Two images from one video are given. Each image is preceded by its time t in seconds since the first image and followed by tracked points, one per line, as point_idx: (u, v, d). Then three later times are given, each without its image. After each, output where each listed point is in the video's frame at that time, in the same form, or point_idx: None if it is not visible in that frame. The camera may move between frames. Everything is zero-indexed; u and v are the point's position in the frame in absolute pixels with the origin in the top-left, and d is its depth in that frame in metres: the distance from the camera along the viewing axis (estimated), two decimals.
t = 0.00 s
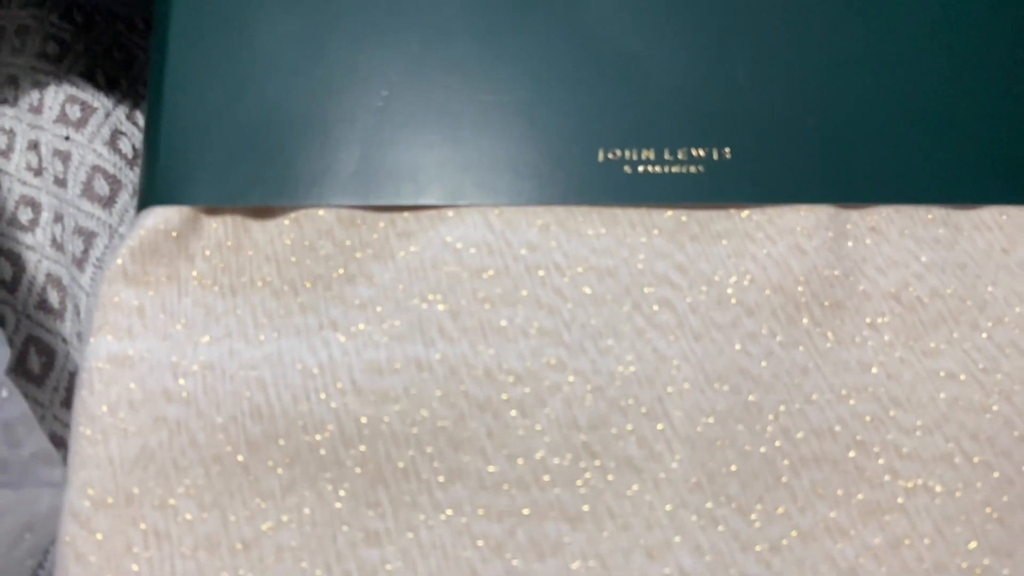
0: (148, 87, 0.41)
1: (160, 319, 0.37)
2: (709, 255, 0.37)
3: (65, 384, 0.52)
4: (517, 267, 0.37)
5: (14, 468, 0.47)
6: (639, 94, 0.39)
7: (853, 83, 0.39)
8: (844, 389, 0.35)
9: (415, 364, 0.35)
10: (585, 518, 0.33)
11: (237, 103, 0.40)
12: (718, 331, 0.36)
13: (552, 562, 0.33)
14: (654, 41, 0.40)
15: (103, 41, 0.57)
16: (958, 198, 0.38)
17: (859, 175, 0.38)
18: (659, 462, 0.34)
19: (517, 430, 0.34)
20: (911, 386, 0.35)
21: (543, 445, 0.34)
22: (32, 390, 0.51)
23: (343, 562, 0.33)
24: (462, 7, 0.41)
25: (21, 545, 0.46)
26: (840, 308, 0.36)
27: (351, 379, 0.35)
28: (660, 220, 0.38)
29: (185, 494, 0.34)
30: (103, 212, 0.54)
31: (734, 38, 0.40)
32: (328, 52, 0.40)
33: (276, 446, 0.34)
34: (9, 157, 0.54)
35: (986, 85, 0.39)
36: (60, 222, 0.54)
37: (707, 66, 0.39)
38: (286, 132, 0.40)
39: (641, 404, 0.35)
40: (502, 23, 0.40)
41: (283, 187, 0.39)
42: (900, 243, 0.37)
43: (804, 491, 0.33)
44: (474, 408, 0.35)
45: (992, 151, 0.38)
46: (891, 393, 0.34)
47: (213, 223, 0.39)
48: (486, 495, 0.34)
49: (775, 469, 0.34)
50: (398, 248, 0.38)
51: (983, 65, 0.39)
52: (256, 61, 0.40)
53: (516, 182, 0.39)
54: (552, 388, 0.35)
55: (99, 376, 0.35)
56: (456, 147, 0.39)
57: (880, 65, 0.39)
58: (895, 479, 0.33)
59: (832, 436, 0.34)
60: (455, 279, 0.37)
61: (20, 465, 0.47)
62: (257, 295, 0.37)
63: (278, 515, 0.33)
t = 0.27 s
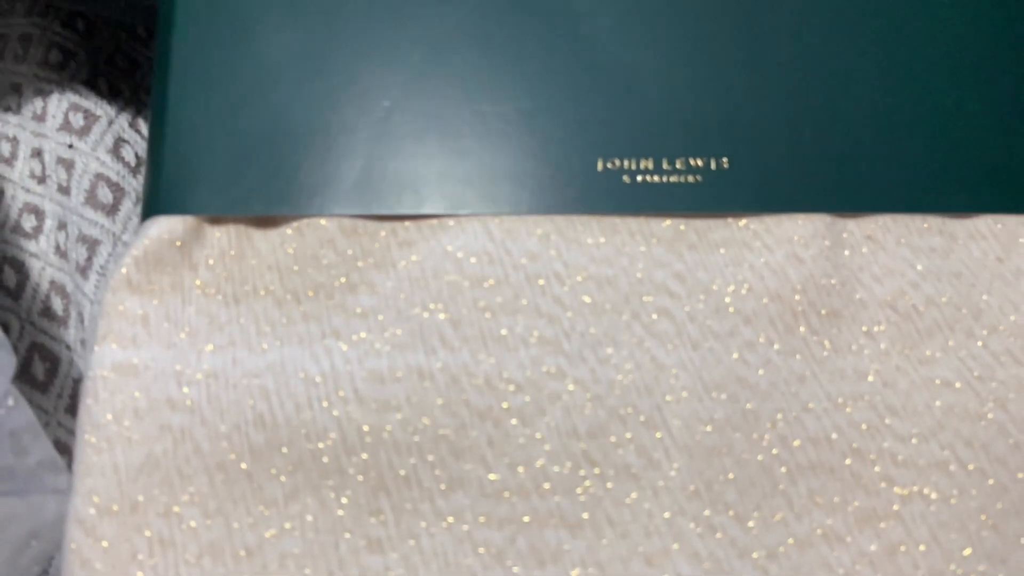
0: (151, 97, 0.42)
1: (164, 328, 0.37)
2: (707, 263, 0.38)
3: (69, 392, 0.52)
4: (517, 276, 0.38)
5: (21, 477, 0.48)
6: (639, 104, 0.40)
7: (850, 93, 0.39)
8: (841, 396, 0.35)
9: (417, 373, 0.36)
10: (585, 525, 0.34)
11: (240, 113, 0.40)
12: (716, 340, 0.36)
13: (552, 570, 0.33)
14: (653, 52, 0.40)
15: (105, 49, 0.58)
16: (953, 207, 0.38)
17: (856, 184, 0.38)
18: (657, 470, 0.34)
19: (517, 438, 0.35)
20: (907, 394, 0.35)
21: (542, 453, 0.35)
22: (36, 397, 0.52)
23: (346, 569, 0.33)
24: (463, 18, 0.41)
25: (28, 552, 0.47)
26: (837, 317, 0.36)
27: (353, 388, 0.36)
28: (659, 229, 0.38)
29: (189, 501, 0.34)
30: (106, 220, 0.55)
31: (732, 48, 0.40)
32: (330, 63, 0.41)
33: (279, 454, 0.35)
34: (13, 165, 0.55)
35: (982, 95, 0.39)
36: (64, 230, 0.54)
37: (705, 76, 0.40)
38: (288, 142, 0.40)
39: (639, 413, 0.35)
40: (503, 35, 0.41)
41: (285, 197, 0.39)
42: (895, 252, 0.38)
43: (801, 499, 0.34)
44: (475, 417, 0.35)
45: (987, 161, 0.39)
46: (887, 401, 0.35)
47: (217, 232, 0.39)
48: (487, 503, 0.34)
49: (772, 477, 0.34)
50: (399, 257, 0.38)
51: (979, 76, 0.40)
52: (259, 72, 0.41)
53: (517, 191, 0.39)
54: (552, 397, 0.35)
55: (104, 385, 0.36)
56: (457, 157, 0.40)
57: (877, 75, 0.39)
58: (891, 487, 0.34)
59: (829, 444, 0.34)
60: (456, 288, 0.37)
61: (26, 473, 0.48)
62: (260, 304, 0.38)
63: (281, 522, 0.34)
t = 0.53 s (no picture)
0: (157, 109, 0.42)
1: (169, 338, 0.38)
2: (705, 273, 0.38)
3: (75, 400, 0.53)
4: (517, 287, 0.38)
5: (29, 485, 0.48)
6: (637, 116, 0.40)
7: (845, 104, 0.40)
8: (837, 406, 0.35)
9: (419, 383, 0.36)
10: (584, 534, 0.34)
11: (244, 125, 0.41)
12: (713, 350, 0.36)
13: None
14: (652, 64, 0.41)
15: (109, 56, 0.59)
16: (948, 218, 0.39)
17: (852, 195, 0.39)
18: (656, 479, 0.35)
19: (518, 448, 0.35)
20: (902, 403, 0.35)
21: (543, 463, 0.35)
22: (42, 405, 0.53)
23: None
24: (463, 31, 0.42)
25: (35, 558, 0.48)
26: (834, 326, 0.37)
27: (356, 398, 0.36)
28: (657, 239, 0.39)
29: (194, 510, 0.35)
30: (111, 228, 0.56)
31: (730, 60, 0.40)
32: (332, 75, 0.41)
33: (284, 463, 0.35)
34: (18, 174, 0.55)
35: (978, 106, 0.40)
36: (69, 238, 0.55)
37: (703, 88, 0.40)
38: (291, 154, 0.41)
39: (638, 423, 0.35)
40: (503, 47, 0.41)
41: (289, 208, 0.40)
42: (891, 262, 0.38)
43: (798, 508, 0.34)
44: (476, 426, 0.36)
45: (982, 172, 0.39)
46: (883, 410, 0.35)
47: (221, 243, 0.40)
48: (488, 512, 0.34)
49: (769, 486, 0.34)
50: (401, 267, 0.39)
51: (975, 87, 0.40)
52: (262, 84, 0.41)
53: (517, 202, 0.40)
54: (553, 407, 0.36)
55: (110, 395, 0.36)
56: (458, 168, 0.40)
57: (873, 87, 0.40)
58: (886, 495, 0.34)
59: (825, 453, 0.35)
60: (457, 298, 0.38)
61: (34, 482, 0.48)
62: (264, 314, 0.38)
63: (286, 530, 0.34)
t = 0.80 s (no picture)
0: (163, 123, 0.43)
1: (174, 351, 0.38)
2: (704, 287, 0.39)
3: (79, 410, 0.54)
4: (518, 300, 0.38)
5: (39, 498, 0.53)
6: (636, 130, 0.41)
7: (842, 120, 0.40)
8: (834, 419, 0.36)
9: (421, 397, 0.37)
10: (585, 546, 0.35)
11: (249, 140, 0.41)
12: (712, 363, 0.37)
13: None
14: (651, 79, 0.41)
15: (114, 69, 0.59)
16: (944, 232, 0.39)
17: (848, 210, 0.39)
18: (655, 492, 0.35)
19: (518, 461, 0.36)
20: (898, 416, 0.36)
21: (543, 475, 0.36)
22: (49, 416, 0.54)
23: None
24: (465, 46, 0.42)
25: (44, 570, 0.52)
26: (830, 340, 0.37)
27: (358, 411, 0.37)
28: (656, 253, 0.39)
29: (200, 522, 0.35)
30: (116, 240, 0.56)
31: (728, 76, 0.41)
32: (336, 91, 0.42)
33: (287, 476, 0.36)
34: (23, 186, 0.56)
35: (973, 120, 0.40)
36: (74, 250, 0.55)
37: (701, 104, 0.41)
38: (295, 169, 0.41)
39: (637, 436, 0.36)
40: (503, 62, 0.42)
41: (292, 223, 0.40)
42: (887, 276, 0.38)
43: (795, 520, 0.35)
44: (477, 439, 0.36)
45: (977, 187, 0.40)
46: (878, 423, 0.36)
47: (225, 257, 0.40)
48: (490, 524, 0.35)
49: (767, 498, 0.35)
50: (403, 281, 0.39)
51: (971, 102, 0.40)
52: (266, 100, 0.42)
53: (517, 216, 0.40)
54: (553, 421, 0.36)
55: (117, 408, 0.37)
56: (459, 183, 0.41)
57: (869, 102, 0.40)
58: (882, 508, 0.35)
59: (821, 465, 0.35)
60: (458, 312, 0.38)
61: (42, 494, 0.53)
62: (268, 328, 0.39)
63: (289, 542, 0.35)
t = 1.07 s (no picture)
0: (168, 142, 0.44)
1: (179, 367, 0.39)
2: (702, 303, 0.39)
3: (85, 423, 0.55)
4: (518, 317, 0.39)
5: (45, 513, 0.52)
6: (635, 148, 0.41)
7: (839, 137, 0.41)
8: (831, 434, 0.36)
9: (423, 413, 0.37)
10: (585, 562, 0.35)
11: (253, 158, 0.42)
12: (710, 379, 0.37)
13: None
14: (650, 96, 0.42)
15: (118, 84, 0.60)
16: (940, 248, 0.39)
17: (845, 226, 0.40)
18: (654, 508, 0.36)
19: (519, 477, 0.36)
20: (894, 432, 0.36)
21: (543, 491, 0.36)
22: (54, 429, 0.54)
23: None
24: (465, 64, 0.43)
25: None
26: (828, 355, 0.38)
27: (361, 427, 0.37)
28: (655, 269, 0.40)
29: (205, 537, 0.36)
30: (121, 254, 0.57)
31: (726, 93, 0.41)
32: (339, 109, 0.42)
33: (291, 491, 0.36)
34: (28, 200, 0.57)
35: (970, 135, 0.41)
36: (79, 263, 0.56)
37: (700, 121, 0.41)
38: (299, 187, 0.42)
39: (636, 453, 0.36)
40: (503, 79, 0.42)
41: (296, 240, 0.41)
42: (884, 292, 0.39)
43: (792, 535, 0.35)
44: (478, 455, 0.37)
45: (973, 203, 0.40)
46: (875, 438, 0.36)
47: (229, 274, 0.41)
48: (491, 540, 0.36)
49: (765, 514, 0.36)
50: (405, 298, 0.40)
51: (968, 118, 0.41)
52: (270, 118, 0.42)
53: (518, 233, 0.41)
54: (553, 437, 0.37)
55: (123, 424, 0.37)
56: (461, 200, 0.41)
57: (866, 119, 0.41)
58: (878, 524, 0.35)
59: (819, 480, 0.36)
60: (460, 328, 0.39)
61: (49, 509, 0.52)
62: (272, 344, 0.39)
63: (292, 557, 0.36)
